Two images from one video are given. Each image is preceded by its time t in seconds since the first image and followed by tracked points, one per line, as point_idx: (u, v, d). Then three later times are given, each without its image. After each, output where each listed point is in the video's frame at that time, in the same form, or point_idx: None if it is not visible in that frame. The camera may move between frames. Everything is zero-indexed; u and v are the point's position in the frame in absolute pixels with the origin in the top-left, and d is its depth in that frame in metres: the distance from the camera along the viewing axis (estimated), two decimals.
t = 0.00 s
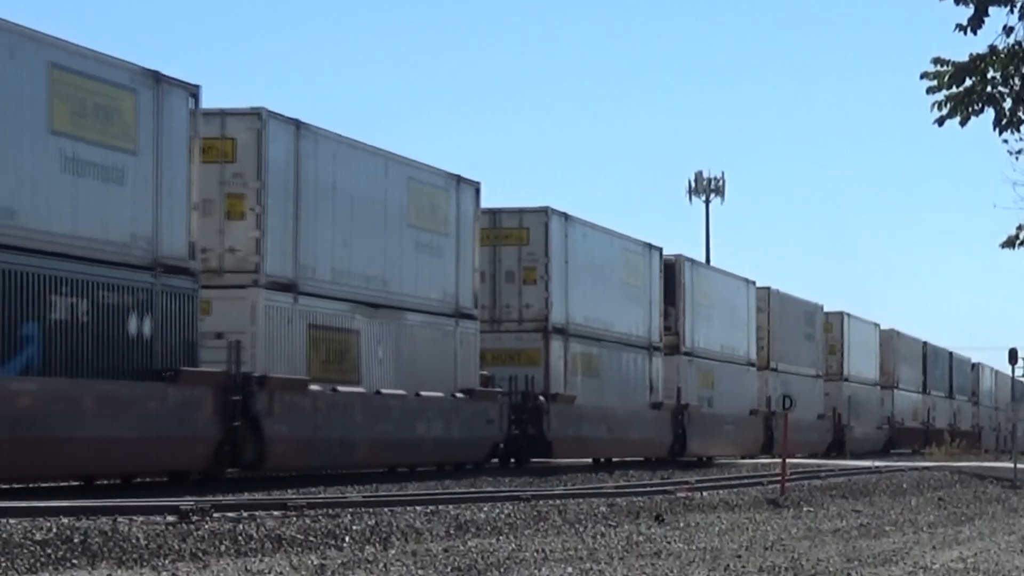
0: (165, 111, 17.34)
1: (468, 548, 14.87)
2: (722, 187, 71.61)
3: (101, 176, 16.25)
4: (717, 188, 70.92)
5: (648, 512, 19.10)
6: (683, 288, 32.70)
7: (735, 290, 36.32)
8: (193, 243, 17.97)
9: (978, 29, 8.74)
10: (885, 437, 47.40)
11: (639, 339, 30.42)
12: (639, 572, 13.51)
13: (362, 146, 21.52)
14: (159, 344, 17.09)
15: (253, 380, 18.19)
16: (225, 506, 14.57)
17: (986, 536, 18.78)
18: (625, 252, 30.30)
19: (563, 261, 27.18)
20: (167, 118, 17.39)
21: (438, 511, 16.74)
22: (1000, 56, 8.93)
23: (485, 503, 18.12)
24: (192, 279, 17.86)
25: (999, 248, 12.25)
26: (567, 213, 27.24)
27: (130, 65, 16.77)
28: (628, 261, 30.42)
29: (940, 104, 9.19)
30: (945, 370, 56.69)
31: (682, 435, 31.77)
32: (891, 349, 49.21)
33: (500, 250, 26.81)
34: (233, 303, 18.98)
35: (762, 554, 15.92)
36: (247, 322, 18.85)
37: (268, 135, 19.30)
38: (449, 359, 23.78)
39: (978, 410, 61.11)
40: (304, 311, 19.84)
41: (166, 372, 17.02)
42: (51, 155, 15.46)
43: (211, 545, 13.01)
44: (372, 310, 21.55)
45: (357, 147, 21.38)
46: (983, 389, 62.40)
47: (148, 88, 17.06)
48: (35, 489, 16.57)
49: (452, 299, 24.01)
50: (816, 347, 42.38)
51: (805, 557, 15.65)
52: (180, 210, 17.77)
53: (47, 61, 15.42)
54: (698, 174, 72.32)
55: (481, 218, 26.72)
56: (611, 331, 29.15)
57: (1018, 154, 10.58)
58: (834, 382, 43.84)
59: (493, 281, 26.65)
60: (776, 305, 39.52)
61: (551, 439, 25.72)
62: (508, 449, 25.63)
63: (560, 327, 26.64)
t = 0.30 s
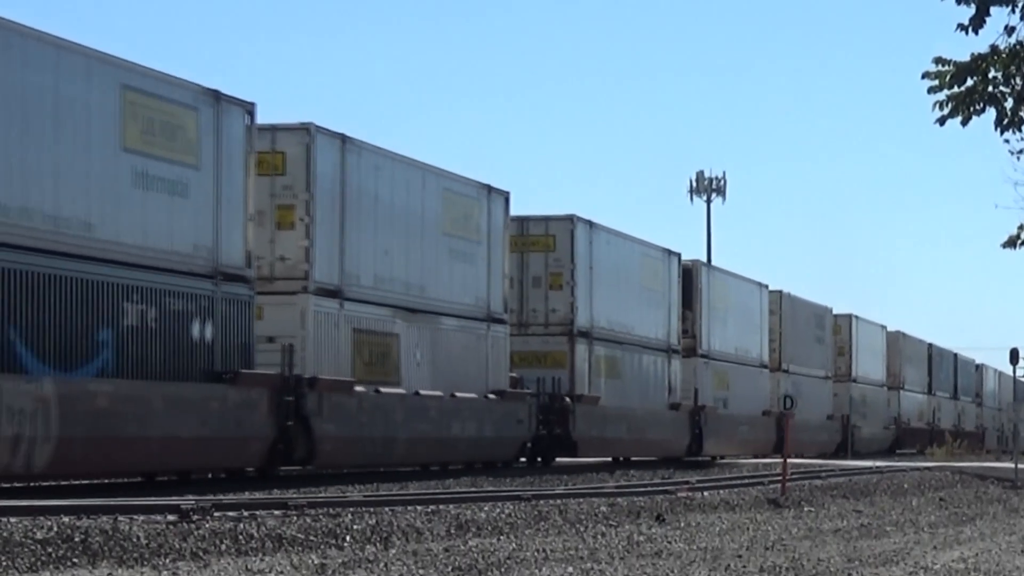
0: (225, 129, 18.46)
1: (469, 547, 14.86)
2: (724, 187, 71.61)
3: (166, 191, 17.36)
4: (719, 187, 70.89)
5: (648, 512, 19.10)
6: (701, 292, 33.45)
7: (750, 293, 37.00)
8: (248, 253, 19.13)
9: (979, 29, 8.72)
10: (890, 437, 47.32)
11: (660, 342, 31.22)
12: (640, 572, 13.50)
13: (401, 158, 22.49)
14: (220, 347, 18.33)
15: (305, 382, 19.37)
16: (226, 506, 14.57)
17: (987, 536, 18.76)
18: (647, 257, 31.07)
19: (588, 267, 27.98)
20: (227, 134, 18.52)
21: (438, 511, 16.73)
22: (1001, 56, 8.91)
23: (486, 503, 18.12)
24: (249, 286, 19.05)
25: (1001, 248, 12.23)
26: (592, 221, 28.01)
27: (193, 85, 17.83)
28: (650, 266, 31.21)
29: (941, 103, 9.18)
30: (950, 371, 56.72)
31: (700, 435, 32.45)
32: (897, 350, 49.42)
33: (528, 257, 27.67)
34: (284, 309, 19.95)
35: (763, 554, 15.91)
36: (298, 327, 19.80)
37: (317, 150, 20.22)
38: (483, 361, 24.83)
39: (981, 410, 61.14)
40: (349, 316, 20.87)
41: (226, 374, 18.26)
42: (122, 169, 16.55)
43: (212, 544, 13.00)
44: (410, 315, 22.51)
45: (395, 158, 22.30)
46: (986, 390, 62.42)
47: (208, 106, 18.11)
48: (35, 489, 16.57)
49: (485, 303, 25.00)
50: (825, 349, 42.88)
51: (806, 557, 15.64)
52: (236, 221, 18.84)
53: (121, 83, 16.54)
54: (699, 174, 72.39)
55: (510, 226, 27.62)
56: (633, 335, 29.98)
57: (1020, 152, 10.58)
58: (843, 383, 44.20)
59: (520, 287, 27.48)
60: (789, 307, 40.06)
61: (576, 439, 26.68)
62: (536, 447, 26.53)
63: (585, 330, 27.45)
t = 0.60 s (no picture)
0: (274, 148, 19.02)
1: (466, 551, 14.85)
2: (721, 191, 71.59)
3: (224, 209, 17.94)
4: (716, 191, 70.88)
5: (645, 516, 19.09)
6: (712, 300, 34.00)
7: (758, 301, 37.44)
8: (296, 266, 19.63)
9: (976, 32, 8.72)
10: (895, 440, 48.27)
11: (675, 349, 31.72)
12: None
13: (434, 174, 23.03)
14: (271, 355, 18.81)
15: (347, 388, 19.71)
16: (222, 509, 14.54)
17: (984, 540, 18.75)
18: (661, 266, 31.64)
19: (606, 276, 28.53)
20: (276, 153, 19.09)
21: (434, 515, 16.69)
22: (998, 59, 8.90)
23: (482, 507, 18.09)
24: (297, 297, 19.54)
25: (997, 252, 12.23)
26: (610, 232, 28.56)
27: (246, 107, 18.41)
28: (665, 276, 31.76)
29: (937, 107, 9.18)
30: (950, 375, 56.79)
31: (711, 439, 32.92)
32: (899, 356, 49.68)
33: (549, 267, 28.16)
34: (327, 318, 20.40)
35: (760, 558, 15.89)
36: (339, 335, 20.29)
37: (357, 167, 20.72)
38: (509, 367, 25.27)
39: (980, 415, 61.21)
40: (387, 326, 21.35)
41: (276, 381, 18.68)
42: (184, 189, 17.15)
43: (209, 547, 12.97)
44: (441, 324, 23.03)
45: (427, 175, 22.87)
46: (985, 394, 62.49)
47: (261, 128, 18.72)
48: (31, 491, 16.53)
49: (511, 312, 25.46)
50: (829, 355, 43.38)
51: (803, 561, 15.63)
52: (285, 236, 19.39)
53: (180, 106, 17.13)
54: (695, 177, 72.43)
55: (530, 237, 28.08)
56: (649, 342, 30.48)
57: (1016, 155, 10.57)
58: (846, 388, 44.60)
59: (541, 296, 28.03)
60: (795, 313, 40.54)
61: (597, 443, 27.04)
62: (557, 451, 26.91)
63: (603, 337, 27.97)
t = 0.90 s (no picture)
0: (322, 163, 19.82)
1: (465, 550, 14.84)
2: (719, 188, 71.57)
3: (279, 221, 18.76)
4: (714, 189, 70.89)
5: (644, 514, 19.08)
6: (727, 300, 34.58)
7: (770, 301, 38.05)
8: (342, 273, 20.39)
9: (974, 30, 8.72)
10: (898, 438, 48.56)
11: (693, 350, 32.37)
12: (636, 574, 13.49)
13: (468, 184, 23.77)
14: (319, 358, 19.62)
15: (388, 390, 20.48)
16: (222, 508, 14.52)
17: (983, 538, 18.75)
18: (680, 269, 32.20)
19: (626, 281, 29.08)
20: (325, 167, 19.91)
21: (434, 514, 16.68)
22: (996, 57, 8.89)
23: (482, 505, 18.09)
24: (341, 303, 20.31)
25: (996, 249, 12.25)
26: (629, 237, 29.04)
27: (296, 124, 19.24)
28: (683, 278, 32.28)
29: (936, 105, 9.17)
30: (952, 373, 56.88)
31: (724, 437, 33.59)
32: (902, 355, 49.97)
33: (569, 272, 28.61)
34: (368, 323, 21.17)
35: (759, 556, 15.88)
36: (380, 339, 21.04)
37: (397, 179, 21.50)
38: (535, 369, 25.78)
39: (981, 413, 61.29)
40: (424, 330, 22.08)
41: (324, 383, 19.52)
42: (241, 202, 17.95)
43: (208, 546, 12.96)
44: (474, 328, 23.73)
45: (464, 186, 23.66)
46: (986, 393, 62.57)
47: (310, 143, 19.52)
48: (31, 490, 16.51)
49: (541, 316, 26.01)
50: (837, 355, 44.01)
51: (802, 559, 15.62)
52: (332, 245, 20.16)
53: (238, 124, 17.94)
54: (693, 175, 72.48)
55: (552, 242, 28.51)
56: (668, 344, 31.11)
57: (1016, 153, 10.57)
58: (853, 387, 45.11)
59: (562, 300, 28.52)
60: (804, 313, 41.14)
61: (617, 442, 27.82)
62: (579, 450, 27.67)
63: (625, 340, 28.57)
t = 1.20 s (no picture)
0: (361, 172, 21.24)
1: (462, 544, 14.82)
2: (716, 182, 71.53)
3: (319, 226, 20.11)
4: (711, 183, 70.95)
5: (641, 509, 19.06)
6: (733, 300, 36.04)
7: (774, 300, 39.29)
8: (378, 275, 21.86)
9: (971, 24, 8.69)
10: (899, 433, 48.87)
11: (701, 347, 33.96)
12: (633, 569, 13.47)
13: (494, 190, 25.35)
14: (358, 357, 21.14)
15: (421, 387, 21.87)
16: (218, 503, 14.48)
17: (980, 532, 18.78)
18: (688, 270, 33.91)
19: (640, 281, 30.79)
20: (362, 176, 21.31)
21: (431, 508, 16.66)
22: (993, 51, 8.86)
23: (479, 500, 18.08)
24: (378, 304, 21.80)
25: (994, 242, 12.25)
26: (643, 239, 30.74)
27: (337, 135, 20.63)
28: (692, 279, 33.98)
29: (933, 99, 9.15)
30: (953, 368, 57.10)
31: (734, 431, 34.96)
32: (903, 351, 50.35)
33: (587, 272, 30.37)
34: (402, 323, 22.64)
35: (756, 550, 15.87)
36: (414, 338, 22.53)
37: (429, 186, 23.04)
38: (557, 365, 27.49)
39: (981, 408, 61.45)
40: (454, 330, 23.61)
41: (363, 380, 21.00)
42: (287, 210, 19.27)
43: (205, 542, 12.92)
44: (498, 327, 25.30)
45: (489, 191, 25.23)
46: (985, 388, 62.76)
47: (349, 152, 20.91)
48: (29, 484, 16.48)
49: (561, 316, 27.69)
50: (841, 351, 44.98)
51: (799, 553, 15.61)
52: (370, 250, 21.59)
53: (285, 135, 19.23)
54: (690, 170, 72.56)
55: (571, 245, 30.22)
56: (679, 341, 32.72)
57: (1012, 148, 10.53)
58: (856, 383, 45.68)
59: (581, 300, 30.27)
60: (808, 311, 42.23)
61: (633, 437, 29.16)
62: (598, 444, 29.03)
63: (639, 337, 30.20)
